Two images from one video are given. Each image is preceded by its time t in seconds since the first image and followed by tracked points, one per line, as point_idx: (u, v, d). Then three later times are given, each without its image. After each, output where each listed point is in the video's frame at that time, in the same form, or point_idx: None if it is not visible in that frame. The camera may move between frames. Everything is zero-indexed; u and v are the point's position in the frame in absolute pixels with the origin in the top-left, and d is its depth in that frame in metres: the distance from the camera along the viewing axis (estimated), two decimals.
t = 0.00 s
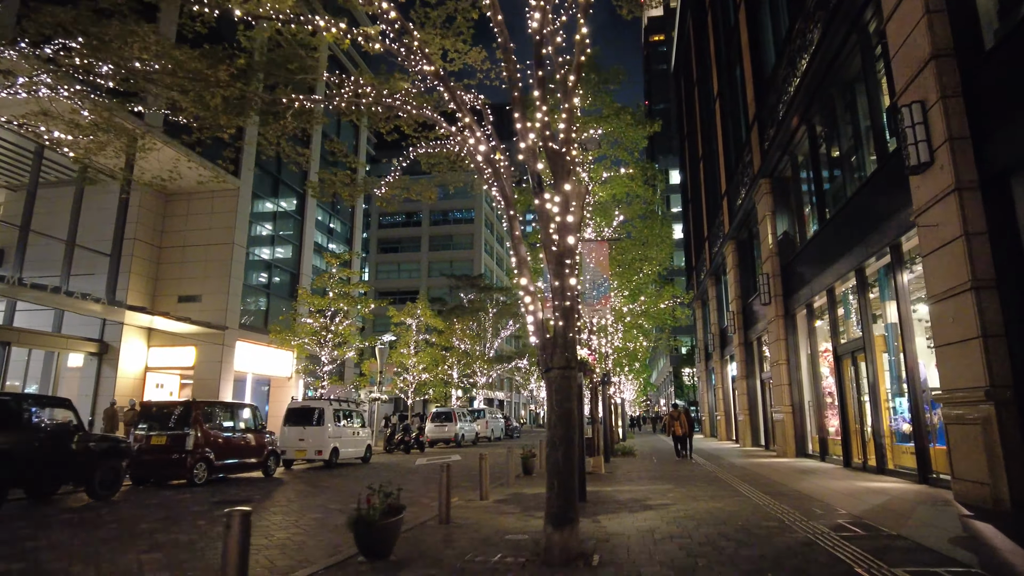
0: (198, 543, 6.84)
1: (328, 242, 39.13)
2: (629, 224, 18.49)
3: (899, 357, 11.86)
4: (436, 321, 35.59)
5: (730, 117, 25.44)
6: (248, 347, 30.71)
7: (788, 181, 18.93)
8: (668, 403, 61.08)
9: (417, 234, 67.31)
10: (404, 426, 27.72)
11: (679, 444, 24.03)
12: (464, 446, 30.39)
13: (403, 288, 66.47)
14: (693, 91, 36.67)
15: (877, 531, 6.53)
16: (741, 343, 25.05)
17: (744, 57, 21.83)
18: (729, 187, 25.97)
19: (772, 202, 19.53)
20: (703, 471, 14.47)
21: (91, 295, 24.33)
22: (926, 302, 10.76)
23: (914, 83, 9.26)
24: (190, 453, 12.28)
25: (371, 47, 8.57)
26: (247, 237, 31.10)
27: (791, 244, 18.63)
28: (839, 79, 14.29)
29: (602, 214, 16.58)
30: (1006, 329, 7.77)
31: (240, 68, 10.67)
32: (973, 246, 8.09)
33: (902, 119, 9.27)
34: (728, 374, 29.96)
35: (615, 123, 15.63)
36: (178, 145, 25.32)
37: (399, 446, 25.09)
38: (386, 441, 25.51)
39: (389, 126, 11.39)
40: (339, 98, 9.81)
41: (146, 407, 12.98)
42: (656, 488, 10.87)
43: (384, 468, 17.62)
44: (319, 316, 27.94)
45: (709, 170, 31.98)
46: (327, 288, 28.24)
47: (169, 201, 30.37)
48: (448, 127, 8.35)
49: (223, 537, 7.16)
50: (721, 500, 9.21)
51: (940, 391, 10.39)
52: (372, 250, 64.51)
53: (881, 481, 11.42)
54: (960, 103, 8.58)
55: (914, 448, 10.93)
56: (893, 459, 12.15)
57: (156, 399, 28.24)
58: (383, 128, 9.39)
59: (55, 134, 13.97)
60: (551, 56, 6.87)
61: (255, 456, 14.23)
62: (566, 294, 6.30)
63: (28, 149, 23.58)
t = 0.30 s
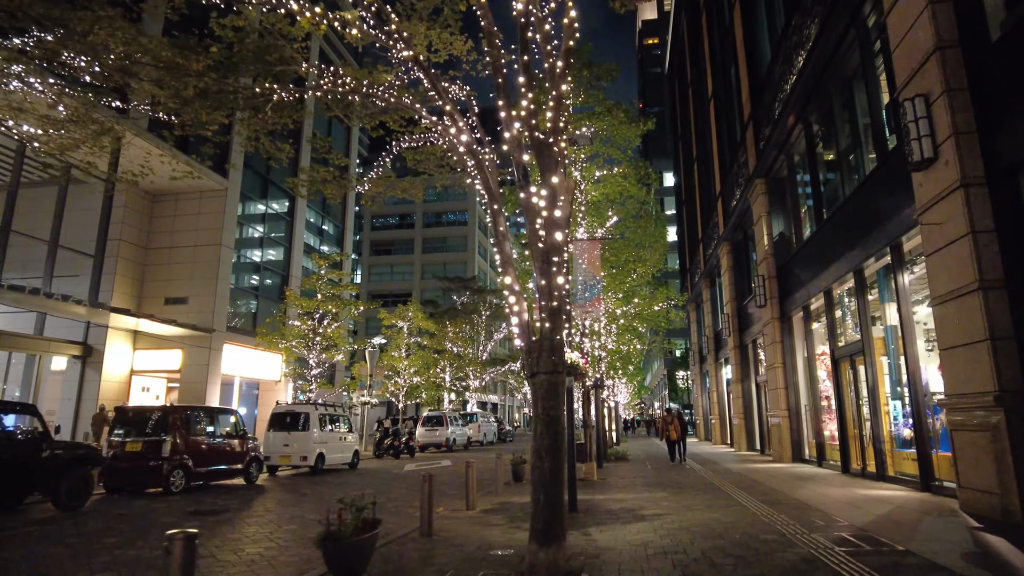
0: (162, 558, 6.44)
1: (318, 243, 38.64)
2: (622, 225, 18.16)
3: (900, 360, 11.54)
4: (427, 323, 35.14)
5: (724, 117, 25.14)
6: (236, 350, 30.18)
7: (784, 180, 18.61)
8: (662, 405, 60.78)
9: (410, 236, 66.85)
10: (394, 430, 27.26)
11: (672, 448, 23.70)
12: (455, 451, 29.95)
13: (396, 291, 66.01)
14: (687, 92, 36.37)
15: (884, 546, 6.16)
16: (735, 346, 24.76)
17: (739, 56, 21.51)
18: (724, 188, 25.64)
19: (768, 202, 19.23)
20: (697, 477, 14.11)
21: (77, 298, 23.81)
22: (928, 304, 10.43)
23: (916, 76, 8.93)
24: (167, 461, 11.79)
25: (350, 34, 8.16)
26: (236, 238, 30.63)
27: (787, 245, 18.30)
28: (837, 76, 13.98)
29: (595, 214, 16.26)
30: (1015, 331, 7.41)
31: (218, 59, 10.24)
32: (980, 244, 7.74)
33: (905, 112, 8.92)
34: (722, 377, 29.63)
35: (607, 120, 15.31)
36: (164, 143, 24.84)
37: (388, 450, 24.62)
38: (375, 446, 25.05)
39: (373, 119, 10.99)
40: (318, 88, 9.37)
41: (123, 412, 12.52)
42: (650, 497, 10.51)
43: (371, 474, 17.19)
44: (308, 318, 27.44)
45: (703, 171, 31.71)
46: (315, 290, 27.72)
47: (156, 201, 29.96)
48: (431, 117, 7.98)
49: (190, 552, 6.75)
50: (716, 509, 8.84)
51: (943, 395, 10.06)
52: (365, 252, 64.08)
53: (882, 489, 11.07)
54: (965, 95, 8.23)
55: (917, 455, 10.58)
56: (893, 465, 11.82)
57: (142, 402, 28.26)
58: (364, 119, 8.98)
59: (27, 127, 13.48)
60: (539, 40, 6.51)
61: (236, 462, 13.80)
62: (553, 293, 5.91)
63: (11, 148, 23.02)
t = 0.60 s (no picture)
0: (124, 565, 6.04)
1: (310, 241, 38.14)
2: (617, 219, 17.80)
3: (903, 357, 11.19)
4: (419, 322, 34.66)
5: (721, 112, 24.78)
6: (225, 349, 29.66)
7: (782, 176, 18.25)
8: (657, 406, 60.37)
9: (404, 235, 66.34)
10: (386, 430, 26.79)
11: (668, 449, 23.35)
12: (447, 451, 29.48)
13: (390, 290, 65.51)
14: (683, 88, 36.03)
15: (894, 551, 5.80)
16: (731, 345, 24.44)
17: (736, 50, 21.15)
18: (720, 185, 25.31)
19: (765, 198, 18.91)
20: (693, 478, 13.75)
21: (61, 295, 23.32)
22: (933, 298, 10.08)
23: (923, 60, 8.56)
24: (144, 460, 11.38)
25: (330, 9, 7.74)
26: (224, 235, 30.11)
27: (785, 242, 17.94)
28: (836, 66, 13.64)
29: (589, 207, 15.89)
30: None
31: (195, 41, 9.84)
32: (989, 233, 7.39)
33: (909, 98, 8.56)
34: (718, 376, 29.31)
35: (601, 111, 14.94)
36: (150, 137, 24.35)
37: (378, 451, 24.16)
38: (365, 446, 24.57)
39: (358, 105, 10.56)
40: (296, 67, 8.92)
41: (98, 410, 12.07)
42: (644, 497, 10.15)
43: (359, 475, 16.76)
44: (297, 316, 26.94)
45: (699, 167, 31.37)
46: (303, 288, 27.19)
47: (143, 197, 29.42)
48: (413, 96, 7.57)
49: (156, 557, 6.35)
50: (713, 511, 8.48)
51: (948, 393, 9.71)
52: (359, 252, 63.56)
53: (884, 490, 10.72)
54: (974, 79, 7.87)
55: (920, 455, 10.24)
56: (895, 465, 11.48)
57: (128, 400, 27.56)
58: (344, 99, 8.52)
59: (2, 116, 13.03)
60: (527, 11, 6.12)
61: (218, 463, 13.37)
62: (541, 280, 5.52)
63: None
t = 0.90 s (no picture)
0: None
1: (302, 241, 37.73)
2: (611, 218, 17.53)
3: (904, 358, 10.88)
4: (413, 323, 34.26)
5: (717, 112, 24.51)
6: (214, 350, 29.19)
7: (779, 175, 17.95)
8: (653, 409, 60.05)
9: (399, 236, 65.97)
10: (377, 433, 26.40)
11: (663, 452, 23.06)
12: (440, 454, 29.07)
13: (384, 292, 65.09)
14: (679, 88, 35.76)
15: (902, 566, 5.44)
16: (727, 347, 24.15)
17: (733, 48, 20.86)
18: (716, 186, 25.02)
19: (762, 197, 18.62)
20: (689, 483, 13.43)
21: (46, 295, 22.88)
22: (936, 298, 9.77)
23: (927, 51, 8.24)
24: (120, 464, 10.99)
25: None
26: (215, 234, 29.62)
27: (782, 242, 17.62)
28: (835, 62, 13.37)
29: (582, 205, 15.63)
30: None
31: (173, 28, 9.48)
32: (999, 229, 7.06)
33: (913, 90, 8.24)
34: (715, 379, 29.02)
35: (595, 107, 14.67)
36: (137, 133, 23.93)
37: (369, 454, 23.80)
38: (355, 449, 24.14)
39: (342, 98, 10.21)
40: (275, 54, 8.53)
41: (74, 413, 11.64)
42: (637, 504, 9.83)
43: (347, 479, 16.37)
44: (286, 316, 26.52)
45: (695, 168, 31.13)
46: (293, 288, 26.73)
47: (132, 196, 28.92)
48: (396, 83, 7.22)
49: (120, 570, 6.00)
50: (709, 520, 8.14)
51: (952, 396, 9.38)
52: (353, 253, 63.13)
53: (884, 496, 10.39)
54: (983, 69, 7.55)
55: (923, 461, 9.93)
56: (896, 471, 11.15)
57: (115, 402, 27.28)
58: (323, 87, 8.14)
59: None
60: None
61: (198, 469, 13.00)
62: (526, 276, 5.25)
63: None
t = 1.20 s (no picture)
0: None
1: (293, 241, 37.26)
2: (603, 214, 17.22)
3: (903, 357, 10.57)
4: (403, 324, 33.78)
5: (711, 109, 24.17)
6: (201, 351, 28.59)
7: (775, 171, 17.62)
8: (647, 411, 59.67)
9: (392, 236, 65.49)
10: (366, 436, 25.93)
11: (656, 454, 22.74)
12: (430, 457, 28.60)
13: (377, 293, 64.58)
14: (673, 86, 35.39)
15: None
16: (721, 347, 23.86)
17: (727, 43, 20.50)
18: (710, 184, 24.67)
19: (757, 194, 18.31)
20: (681, 486, 13.09)
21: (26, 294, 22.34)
22: (937, 294, 9.44)
23: (930, 35, 7.92)
24: (89, 467, 10.54)
25: None
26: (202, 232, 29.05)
27: (778, 240, 17.31)
28: (833, 53, 13.05)
29: (573, 201, 15.31)
30: None
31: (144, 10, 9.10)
32: (1006, 220, 6.73)
33: (914, 76, 7.92)
34: (709, 379, 28.66)
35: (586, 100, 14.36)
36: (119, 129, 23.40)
37: (357, 457, 23.32)
38: (344, 452, 23.66)
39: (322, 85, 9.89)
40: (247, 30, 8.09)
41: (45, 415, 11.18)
42: (628, 509, 9.43)
43: (333, 483, 15.93)
44: (272, 316, 26.03)
45: (689, 167, 30.86)
46: (280, 288, 26.21)
47: (118, 193, 28.38)
48: (372, 63, 6.84)
49: None
50: (704, 526, 7.78)
51: (954, 396, 9.05)
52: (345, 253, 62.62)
53: (885, 500, 10.04)
54: (988, 52, 7.20)
55: (924, 463, 9.60)
56: (896, 474, 10.82)
57: (100, 404, 26.45)
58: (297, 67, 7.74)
59: None
60: None
61: (176, 474, 12.57)
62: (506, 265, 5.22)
63: None
